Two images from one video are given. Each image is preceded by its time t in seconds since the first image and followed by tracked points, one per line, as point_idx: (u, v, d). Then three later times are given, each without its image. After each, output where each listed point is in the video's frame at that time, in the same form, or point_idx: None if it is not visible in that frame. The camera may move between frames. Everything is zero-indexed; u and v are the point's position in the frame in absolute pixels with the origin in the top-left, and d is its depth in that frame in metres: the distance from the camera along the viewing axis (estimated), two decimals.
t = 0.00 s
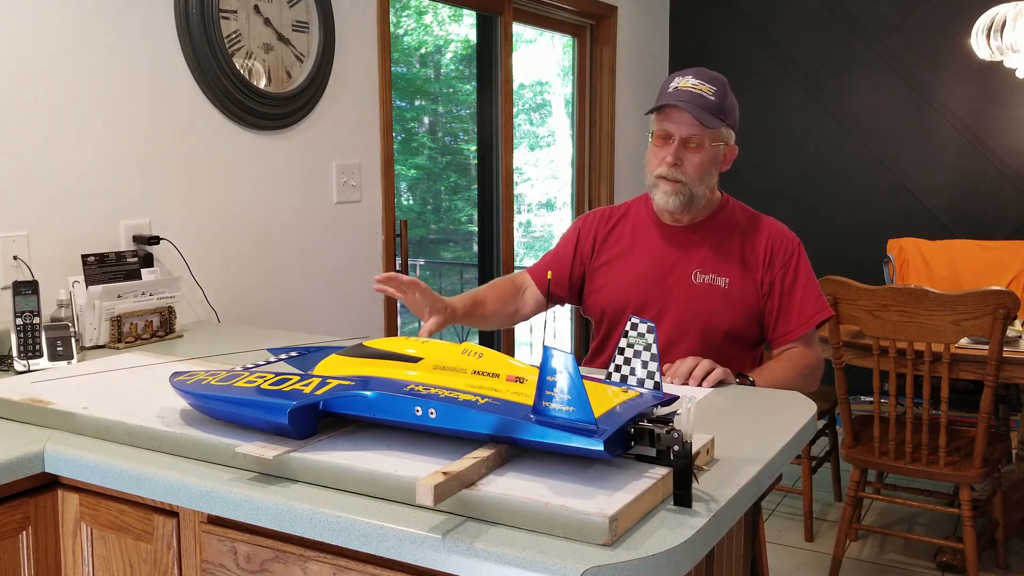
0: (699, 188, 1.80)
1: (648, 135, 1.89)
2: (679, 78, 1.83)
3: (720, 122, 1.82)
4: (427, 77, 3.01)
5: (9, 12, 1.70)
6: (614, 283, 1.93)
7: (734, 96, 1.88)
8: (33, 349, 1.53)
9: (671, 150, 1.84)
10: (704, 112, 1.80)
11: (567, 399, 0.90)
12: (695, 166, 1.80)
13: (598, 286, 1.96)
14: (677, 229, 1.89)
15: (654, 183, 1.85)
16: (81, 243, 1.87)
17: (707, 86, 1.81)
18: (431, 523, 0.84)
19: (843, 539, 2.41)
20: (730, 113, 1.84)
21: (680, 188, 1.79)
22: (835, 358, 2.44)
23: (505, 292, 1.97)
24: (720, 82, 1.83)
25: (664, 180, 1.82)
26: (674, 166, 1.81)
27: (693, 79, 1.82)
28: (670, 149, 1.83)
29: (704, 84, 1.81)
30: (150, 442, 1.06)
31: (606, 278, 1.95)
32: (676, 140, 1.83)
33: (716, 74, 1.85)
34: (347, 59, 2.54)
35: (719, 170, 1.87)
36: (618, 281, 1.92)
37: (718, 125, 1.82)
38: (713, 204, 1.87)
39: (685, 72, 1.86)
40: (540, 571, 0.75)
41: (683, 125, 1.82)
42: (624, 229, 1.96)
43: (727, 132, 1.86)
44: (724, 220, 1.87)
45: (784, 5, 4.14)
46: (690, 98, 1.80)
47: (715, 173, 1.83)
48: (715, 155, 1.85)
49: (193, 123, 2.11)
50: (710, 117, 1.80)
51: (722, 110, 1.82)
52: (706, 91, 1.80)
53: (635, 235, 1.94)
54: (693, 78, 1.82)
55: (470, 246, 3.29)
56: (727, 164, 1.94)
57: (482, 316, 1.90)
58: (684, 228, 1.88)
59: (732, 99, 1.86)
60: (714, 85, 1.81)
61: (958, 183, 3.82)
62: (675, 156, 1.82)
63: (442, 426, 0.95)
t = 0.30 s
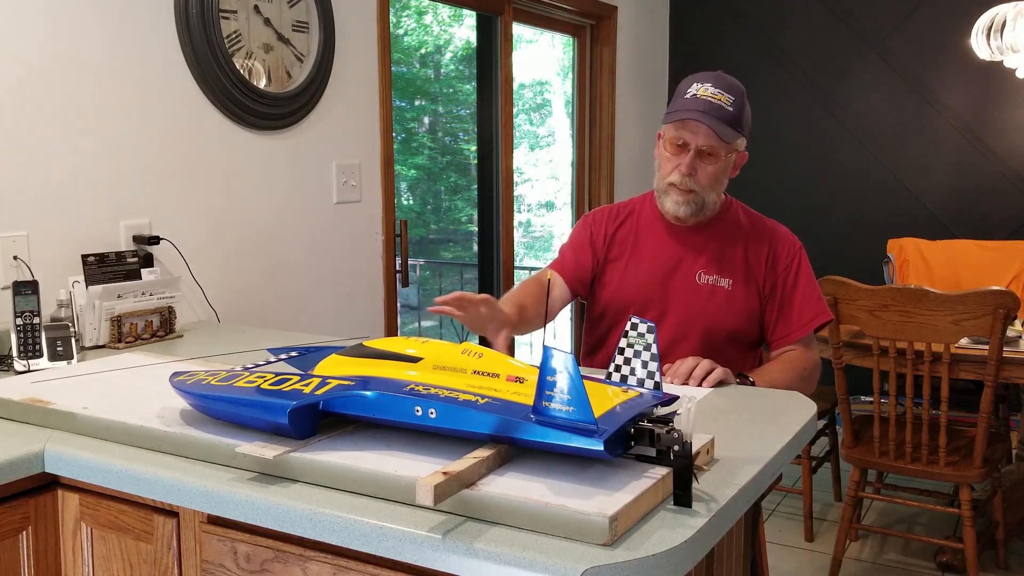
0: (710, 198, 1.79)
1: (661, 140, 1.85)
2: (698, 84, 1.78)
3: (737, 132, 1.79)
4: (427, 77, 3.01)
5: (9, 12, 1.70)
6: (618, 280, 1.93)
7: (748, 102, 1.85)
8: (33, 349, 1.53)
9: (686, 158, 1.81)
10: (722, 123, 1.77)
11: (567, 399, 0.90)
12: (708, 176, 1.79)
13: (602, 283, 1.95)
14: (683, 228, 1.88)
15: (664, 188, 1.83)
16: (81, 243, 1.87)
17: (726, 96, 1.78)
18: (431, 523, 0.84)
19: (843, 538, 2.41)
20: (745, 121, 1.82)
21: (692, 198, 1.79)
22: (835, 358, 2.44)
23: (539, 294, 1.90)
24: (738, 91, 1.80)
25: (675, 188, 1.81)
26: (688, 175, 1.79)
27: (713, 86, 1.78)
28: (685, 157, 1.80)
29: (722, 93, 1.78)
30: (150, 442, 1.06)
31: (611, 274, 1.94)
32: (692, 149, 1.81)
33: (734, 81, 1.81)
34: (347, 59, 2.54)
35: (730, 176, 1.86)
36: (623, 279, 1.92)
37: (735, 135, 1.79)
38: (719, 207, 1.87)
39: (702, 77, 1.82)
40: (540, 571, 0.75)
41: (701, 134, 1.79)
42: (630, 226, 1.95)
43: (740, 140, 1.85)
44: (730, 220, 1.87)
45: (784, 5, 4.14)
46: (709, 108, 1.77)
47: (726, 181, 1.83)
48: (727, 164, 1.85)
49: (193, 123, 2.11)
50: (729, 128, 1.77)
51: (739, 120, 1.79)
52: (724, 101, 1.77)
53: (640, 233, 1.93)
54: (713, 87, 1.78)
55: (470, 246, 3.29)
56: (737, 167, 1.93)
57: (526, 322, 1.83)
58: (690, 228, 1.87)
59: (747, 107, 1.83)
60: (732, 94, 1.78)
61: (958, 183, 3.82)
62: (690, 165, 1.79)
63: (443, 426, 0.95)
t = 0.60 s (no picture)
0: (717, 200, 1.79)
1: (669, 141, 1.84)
2: (707, 86, 1.78)
3: (745, 135, 1.79)
4: (427, 77, 3.01)
5: (9, 12, 1.70)
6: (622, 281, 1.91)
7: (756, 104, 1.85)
8: (33, 349, 1.53)
9: (693, 160, 1.81)
10: (731, 126, 1.77)
11: (567, 399, 0.90)
12: (715, 178, 1.78)
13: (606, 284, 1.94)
14: (687, 230, 1.87)
15: (671, 189, 1.83)
16: (81, 243, 1.87)
17: (735, 98, 1.77)
18: (431, 523, 0.84)
19: (843, 539, 2.41)
20: (753, 124, 1.82)
21: (699, 199, 1.79)
22: (835, 358, 2.45)
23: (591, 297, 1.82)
24: (747, 94, 1.79)
25: (682, 189, 1.81)
26: (695, 176, 1.79)
27: (722, 88, 1.77)
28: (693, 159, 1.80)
29: (731, 95, 1.77)
30: (150, 442, 1.06)
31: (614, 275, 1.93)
32: (699, 150, 1.80)
33: (742, 83, 1.81)
34: (347, 59, 2.54)
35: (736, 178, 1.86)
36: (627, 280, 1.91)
37: (743, 137, 1.79)
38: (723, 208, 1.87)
39: (711, 78, 1.81)
40: (540, 571, 0.75)
41: (709, 136, 1.79)
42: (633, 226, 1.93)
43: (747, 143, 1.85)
44: (733, 222, 1.87)
45: (784, 5, 4.14)
46: (718, 110, 1.76)
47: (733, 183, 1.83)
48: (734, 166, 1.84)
49: (193, 123, 2.11)
50: (737, 131, 1.77)
51: (747, 122, 1.79)
52: (733, 103, 1.77)
53: (644, 234, 1.91)
54: (722, 89, 1.77)
55: (470, 246, 3.29)
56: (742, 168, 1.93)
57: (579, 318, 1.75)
58: (694, 229, 1.87)
59: (755, 109, 1.83)
60: (741, 97, 1.78)
61: (958, 183, 3.82)
62: (698, 167, 1.79)
63: (442, 426, 0.95)
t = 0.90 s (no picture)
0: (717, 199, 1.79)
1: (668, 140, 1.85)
2: (704, 85, 1.78)
3: (743, 134, 1.78)
4: (427, 77, 3.01)
5: (9, 12, 1.70)
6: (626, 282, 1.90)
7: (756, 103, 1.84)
8: (33, 349, 1.53)
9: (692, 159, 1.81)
10: (729, 124, 1.76)
11: (567, 399, 0.90)
12: (715, 176, 1.78)
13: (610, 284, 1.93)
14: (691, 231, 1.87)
15: (671, 189, 1.83)
16: (81, 243, 1.87)
17: (733, 97, 1.77)
18: (431, 523, 0.84)
19: (844, 539, 2.41)
20: (753, 123, 1.81)
21: (697, 198, 1.78)
22: (835, 358, 2.44)
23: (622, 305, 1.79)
24: (746, 92, 1.79)
25: (681, 188, 1.80)
26: (694, 175, 1.79)
27: (719, 87, 1.77)
28: (691, 158, 1.80)
29: (729, 94, 1.77)
30: (150, 442, 1.06)
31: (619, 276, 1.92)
32: (698, 149, 1.80)
33: (742, 82, 1.80)
34: (347, 59, 2.54)
35: (737, 177, 1.85)
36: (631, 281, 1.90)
37: (741, 136, 1.78)
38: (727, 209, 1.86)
39: (710, 78, 1.81)
40: (540, 571, 0.75)
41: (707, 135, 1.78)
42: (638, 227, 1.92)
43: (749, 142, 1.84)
44: (737, 223, 1.87)
45: (784, 5, 4.14)
46: (715, 109, 1.76)
47: (734, 182, 1.82)
48: (735, 165, 1.83)
49: (193, 123, 2.11)
50: (735, 129, 1.77)
51: (745, 121, 1.79)
52: (731, 101, 1.76)
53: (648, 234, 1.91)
54: (720, 88, 1.77)
55: (470, 246, 3.29)
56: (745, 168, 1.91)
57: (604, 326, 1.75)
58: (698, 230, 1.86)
59: (755, 108, 1.82)
60: (739, 96, 1.78)
61: (958, 183, 3.82)
62: (696, 166, 1.79)
63: (442, 426, 0.95)
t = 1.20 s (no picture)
0: (704, 198, 1.78)
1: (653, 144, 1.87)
2: (684, 87, 1.81)
3: (725, 131, 1.78)
4: (427, 77, 3.01)
5: (9, 12, 1.70)
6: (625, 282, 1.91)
7: (741, 101, 1.83)
8: (33, 349, 1.53)
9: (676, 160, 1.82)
10: (708, 123, 1.77)
11: (567, 399, 0.90)
12: (699, 175, 1.78)
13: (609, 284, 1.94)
14: (690, 232, 1.86)
15: (659, 192, 1.85)
16: (81, 243, 1.87)
17: (711, 95, 1.78)
18: (431, 523, 0.84)
19: (843, 539, 2.41)
20: (737, 121, 1.80)
21: (682, 197, 1.79)
22: (835, 358, 2.44)
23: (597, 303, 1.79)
24: (726, 90, 1.79)
25: (667, 189, 1.82)
26: (677, 176, 1.80)
27: (698, 88, 1.79)
28: (674, 159, 1.82)
29: (707, 93, 1.78)
30: (150, 441, 1.06)
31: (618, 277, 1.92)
32: (681, 150, 1.81)
33: (723, 81, 1.81)
34: (347, 59, 2.54)
35: (727, 176, 1.84)
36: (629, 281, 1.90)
37: (723, 133, 1.78)
38: (723, 210, 1.86)
39: (692, 80, 1.83)
40: (540, 571, 0.75)
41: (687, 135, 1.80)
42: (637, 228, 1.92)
43: (736, 139, 1.82)
44: (735, 223, 1.86)
45: (784, 5, 4.14)
46: (692, 108, 1.78)
47: (722, 181, 1.81)
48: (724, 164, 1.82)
49: (193, 123, 2.11)
50: (715, 127, 1.77)
51: (727, 118, 1.78)
52: (709, 100, 1.77)
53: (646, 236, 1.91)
54: (698, 88, 1.79)
55: (470, 246, 3.29)
56: (738, 168, 1.90)
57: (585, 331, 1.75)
58: (696, 231, 1.86)
59: (740, 105, 1.82)
60: (719, 94, 1.78)
61: (958, 183, 3.82)
62: (679, 166, 1.80)
63: (442, 426, 0.95)
